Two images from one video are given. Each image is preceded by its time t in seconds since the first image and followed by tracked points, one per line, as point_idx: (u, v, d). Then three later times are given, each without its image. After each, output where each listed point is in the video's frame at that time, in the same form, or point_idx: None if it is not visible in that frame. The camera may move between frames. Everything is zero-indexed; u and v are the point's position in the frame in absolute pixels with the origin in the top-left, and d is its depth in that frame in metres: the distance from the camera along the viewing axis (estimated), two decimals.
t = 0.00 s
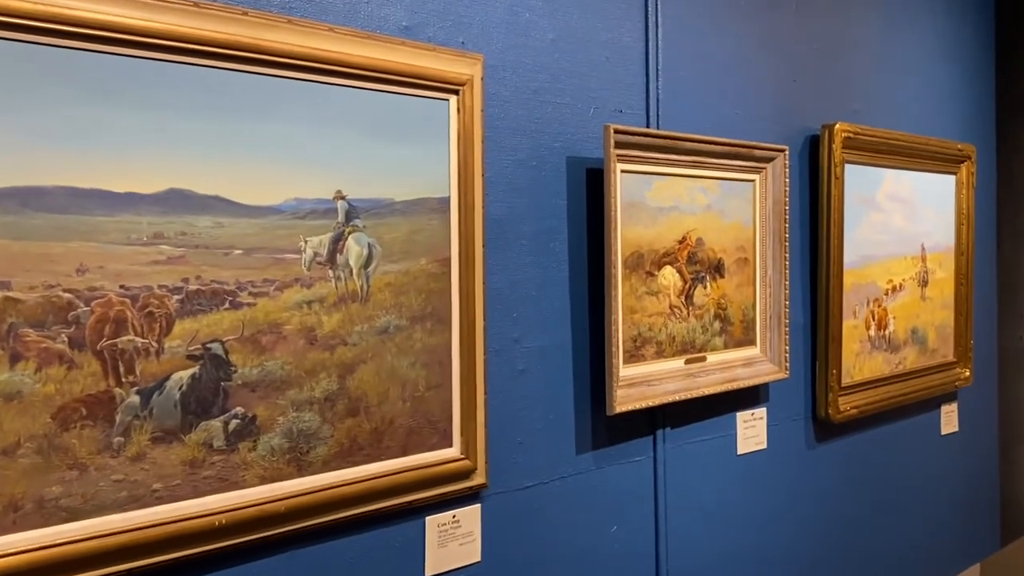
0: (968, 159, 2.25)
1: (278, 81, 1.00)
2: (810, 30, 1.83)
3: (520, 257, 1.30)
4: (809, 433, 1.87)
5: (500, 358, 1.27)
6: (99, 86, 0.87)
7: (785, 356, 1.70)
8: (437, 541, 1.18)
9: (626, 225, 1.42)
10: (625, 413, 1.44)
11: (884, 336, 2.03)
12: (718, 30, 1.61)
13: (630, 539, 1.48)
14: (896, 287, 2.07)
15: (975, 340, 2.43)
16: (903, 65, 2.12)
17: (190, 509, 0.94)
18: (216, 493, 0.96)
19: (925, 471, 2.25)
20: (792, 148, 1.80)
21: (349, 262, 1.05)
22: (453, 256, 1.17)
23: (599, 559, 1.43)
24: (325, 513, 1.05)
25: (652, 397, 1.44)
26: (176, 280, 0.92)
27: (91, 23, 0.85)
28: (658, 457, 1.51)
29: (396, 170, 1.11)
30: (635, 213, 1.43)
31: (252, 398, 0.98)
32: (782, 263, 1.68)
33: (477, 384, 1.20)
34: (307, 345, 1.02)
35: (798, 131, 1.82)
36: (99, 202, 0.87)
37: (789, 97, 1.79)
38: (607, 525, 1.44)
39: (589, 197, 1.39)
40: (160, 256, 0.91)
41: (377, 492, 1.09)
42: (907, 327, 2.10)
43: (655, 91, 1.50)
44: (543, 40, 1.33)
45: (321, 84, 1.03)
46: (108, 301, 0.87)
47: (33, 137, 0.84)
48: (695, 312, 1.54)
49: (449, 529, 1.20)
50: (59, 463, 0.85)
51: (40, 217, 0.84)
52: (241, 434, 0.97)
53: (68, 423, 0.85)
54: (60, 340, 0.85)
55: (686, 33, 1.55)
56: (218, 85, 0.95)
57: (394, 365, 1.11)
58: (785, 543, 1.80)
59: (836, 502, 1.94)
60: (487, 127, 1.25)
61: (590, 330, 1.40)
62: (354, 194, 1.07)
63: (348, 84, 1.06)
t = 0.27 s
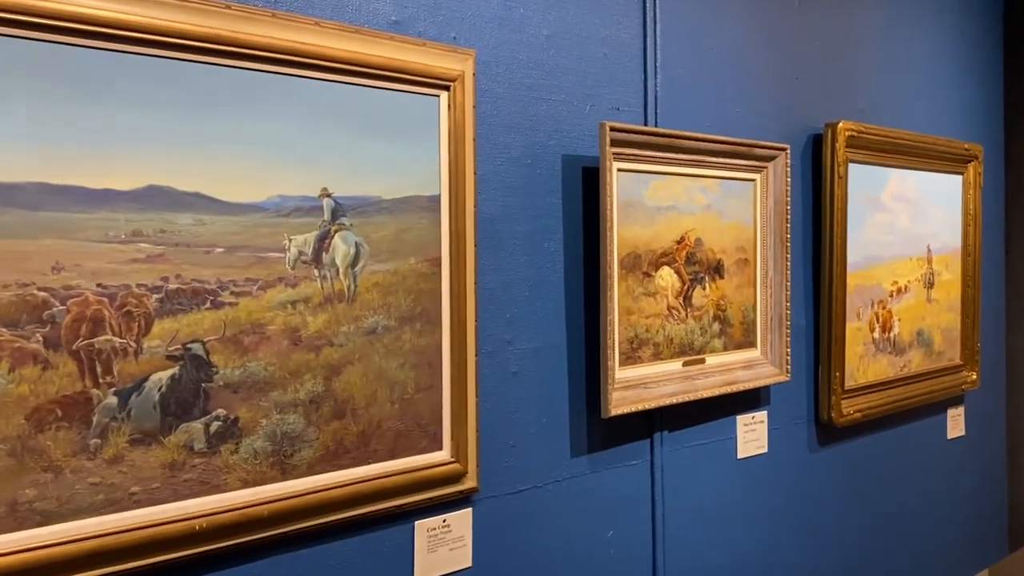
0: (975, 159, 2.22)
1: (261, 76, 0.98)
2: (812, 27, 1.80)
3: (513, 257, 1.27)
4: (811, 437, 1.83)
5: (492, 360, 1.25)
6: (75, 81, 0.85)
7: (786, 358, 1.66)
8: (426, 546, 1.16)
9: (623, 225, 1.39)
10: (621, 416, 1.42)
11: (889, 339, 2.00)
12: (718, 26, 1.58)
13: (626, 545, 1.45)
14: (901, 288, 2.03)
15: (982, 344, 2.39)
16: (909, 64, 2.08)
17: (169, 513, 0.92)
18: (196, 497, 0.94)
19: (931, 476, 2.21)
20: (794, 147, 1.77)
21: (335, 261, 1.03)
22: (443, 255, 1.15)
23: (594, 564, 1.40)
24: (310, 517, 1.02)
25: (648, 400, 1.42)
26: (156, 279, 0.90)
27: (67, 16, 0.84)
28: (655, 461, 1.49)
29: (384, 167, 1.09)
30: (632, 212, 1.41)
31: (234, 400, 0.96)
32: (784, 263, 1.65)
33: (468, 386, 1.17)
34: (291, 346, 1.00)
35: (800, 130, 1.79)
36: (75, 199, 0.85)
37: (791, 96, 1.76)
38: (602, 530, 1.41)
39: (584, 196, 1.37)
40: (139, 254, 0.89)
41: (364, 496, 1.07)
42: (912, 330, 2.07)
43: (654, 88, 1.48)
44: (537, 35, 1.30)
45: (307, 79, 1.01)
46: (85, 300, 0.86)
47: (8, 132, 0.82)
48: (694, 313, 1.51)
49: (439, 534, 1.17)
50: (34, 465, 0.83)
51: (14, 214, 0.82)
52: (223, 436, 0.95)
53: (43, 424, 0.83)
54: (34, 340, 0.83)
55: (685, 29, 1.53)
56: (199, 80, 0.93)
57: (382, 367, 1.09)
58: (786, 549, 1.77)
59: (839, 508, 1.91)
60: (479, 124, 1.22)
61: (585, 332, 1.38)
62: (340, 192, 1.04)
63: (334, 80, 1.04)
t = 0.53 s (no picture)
0: (984, 159, 2.18)
1: (248, 73, 0.96)
2: (816, 25, 1.77)
3: (509, 258, 1.25)
4: (815, 441, 1.80)
5: (487, 363, 1.23)
6: (56, 77, 0.84)
7: (789, 361, 1.64)
8: (419, 552, 1.14)
9: (622, 225, 1.37)
10: (619, 420, 1.39)
11: (895, 341, 1.96)
12: (720, 24, 1.56)
13: (625, 551, 1.43)
14: (907, 290, 2.00)
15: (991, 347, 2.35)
16: (915, 62, 2.05)
17: (153, 518, 0.90)
18: (181, 502, 0.92)
19: (938, 480, 2.18)
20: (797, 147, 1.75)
21: (324, 261, 1.01)
22: (436, 256, 1.13)
23: (592, 571, 1.38)
24: (299, 523, 1.00)
25: (647, 403, 1.39)
26: (139, 280, 0.88)
27: (47, 11, 0.82)
28: (655, 465, 1.46)
29: (375, 166, 1.07)
30: (631, 212, 1.38)
31: (220, 404, 0.94)
32: (787, 265, 1.62)
33: (462, 389, 1.15)
34: (279, 348, 0.98)
35: (804, 129, 1.76)
36: (56, 198, 0.84)
37: (795, 94, 1.73)
38: (601, 535, 1.39)
39: (582, 196, 1.35)
40: (122, 255, 0.87)
41: (354, 501, 1.05)
42: (919, 332, 2.03)
43: (654, 87, 1.46)
44: (534, 33, 1.28)
45: (296, 76, 1.00)
46: (66, 301, 0.84)
47: None
48: (695, 315, 1.49)
49: (432, 540, 1.15)
50: (13, 469, 0.82)
51: None
52: (208, 440, 0.93)
53: (22, 428, 0.82)
54: (13, 342, 0.81)
55: (686, 27, 1.50)
56: (184, 77, 0.91)
57: (373, 369, 1.07)
58: (789, 555, 1.74)
59: (844, 513, 1.88)
60: (473, 122, 1.20)
61: (582, 334, 1.35)
62: (330, 191, 1.03)
63: (324, 77, 1.02)
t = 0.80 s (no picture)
0: (997, 157, 2.13)
1: (232, 66, 0.93)
2: (823, 19, 1.73)
3: (505, 258, 1.22)
4: (823, 445, 1.76)
5: (483, 365, 1.19)
6: (30, 69, 0.81)
7: (796, 364, 1.59)
8: (411, 560, 1.11)
9: (623, 224, 1.33)
10: (620, 424, 1.36)
11: (905, 343, 1.92)
12: (724, 18, 1.52)
13: (626, 558, 1.39)
14: (918, 291, 1.95)
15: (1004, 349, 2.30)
16: (926, 58, 2.01)
17: (133, 526, 0.87)
18: (162, 510, 0.89)
19: (949, 485, 2.13)
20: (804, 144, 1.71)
21: (312, 261, 0.98)
22: (430, 255, 1.09)
23: None
24: (285, 531, 0.97)
25: (649, 407, 1.36)
26: (118, 280, 0.85)
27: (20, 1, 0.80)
28: (657, 470, 1.42)
29: (365, 163, 1.04)
30: (632, 210, 1.34)
31: (202, 408, 0.91)
32: (794, 265, 1.58)
33: (456, 393, 1.12)
34: (264, 350, 0.95)
35: (811, 126, 1.72)
36: (30, 195, 0.81)
37: (801, 90, 1.69)
38: (600, 542, 1.35)
39: (582, 195, 1.31)
40: (99, 254, 0.84)
41: (343, 509, 1.01)
42: (930, 334, 1.99)
43: (656, 82, 1.42)
44: (532, 26, 1.25)
45: (282, 70, 0.96)
46: (40, 301, 0.81)
47: None
48: (698, 317, 1.45)
49: (425, 548, 1.12)
50: None
51: None
52: (190, 445, 0.90)
53: None
54: None
55: (689, 21, 1.46)
56: (165, 69, 0.88)
57: (363, 372, 1.03)
58: (796, 562, 1.70)
59: (852, 519, 1.84)
60: (468, 118, 1.17)
61: (582, 336, 1.32)
62: (318, 189, 0.99)
63: (312, 70, 0.99)
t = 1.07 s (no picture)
0: (1015, 156, 2.07)
1: (211, 66, 0.89)
2: (833, 16, 1.68)
3: (500, 264, 1.17)
4: (834, 455, 1.70)
5: (478, 375, 1.15)
6: None
7: (805, 371, 1.54)
8: None
9: (624, 228, 1.29)
10: (621, 435, 1.31)
11: (919, 349, 1.86)
12: (729, 14, 1.47)
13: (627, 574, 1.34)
14: (933, 295, 1.89)
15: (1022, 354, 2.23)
16: (940, 54, 1.95)
17: (105, 547, 0.83)
18: (136, 529, 0.85)
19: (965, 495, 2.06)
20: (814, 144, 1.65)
21: (295, 267, 0.94)
22: (420, 262, 1.05)
23: None
24: (267, 550, 0.93)
25: (651, 417, 1.31)
26: (88, 289, 0.82)
27: None
28: (660, 483, 1.38)
29: (351, 166, 1.00)
30: (633, 214, 1.30)
31: (178, 422, 0.87)
32: (803, 269, 1.53)
33: (447, 404, 1.08)
34: (244, 362, 0.91)
35: (821, 126, 1.67)
36: None
37: (811, 88, 1.64)
38: (601, 557, 1.31)
39: (581, 198, 1.27)
40: (68, 262, 0.81)
41: (329, 526, 0.97)
42: (945, 340, 1.92)
43: (658, 81, 1.37)
44: (528, 23, 1.21)
45: (263, 69, 0.93)
46: (6, 312, 0.78)
47: None
48: (703, 323, 1.40)
49: (415, 565, 1.08)
50: None
51: None
52: (166, 461, 0.86)
53: None
54: None
55: (693, 17, 1.42)
56: (138, 69, 0.85)
57: (349, 384, 0.99)
58: None
59: (864, 531, 1.78)
60: (461, 119, 1.13)
61: (581, 344, 1.27)
62: (301, 192, 0.95)
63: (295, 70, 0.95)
